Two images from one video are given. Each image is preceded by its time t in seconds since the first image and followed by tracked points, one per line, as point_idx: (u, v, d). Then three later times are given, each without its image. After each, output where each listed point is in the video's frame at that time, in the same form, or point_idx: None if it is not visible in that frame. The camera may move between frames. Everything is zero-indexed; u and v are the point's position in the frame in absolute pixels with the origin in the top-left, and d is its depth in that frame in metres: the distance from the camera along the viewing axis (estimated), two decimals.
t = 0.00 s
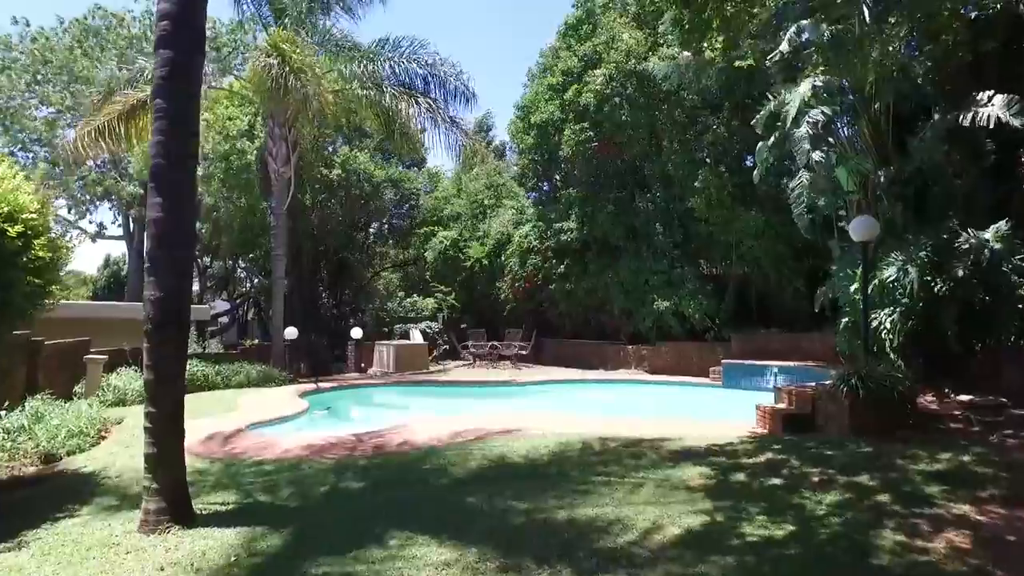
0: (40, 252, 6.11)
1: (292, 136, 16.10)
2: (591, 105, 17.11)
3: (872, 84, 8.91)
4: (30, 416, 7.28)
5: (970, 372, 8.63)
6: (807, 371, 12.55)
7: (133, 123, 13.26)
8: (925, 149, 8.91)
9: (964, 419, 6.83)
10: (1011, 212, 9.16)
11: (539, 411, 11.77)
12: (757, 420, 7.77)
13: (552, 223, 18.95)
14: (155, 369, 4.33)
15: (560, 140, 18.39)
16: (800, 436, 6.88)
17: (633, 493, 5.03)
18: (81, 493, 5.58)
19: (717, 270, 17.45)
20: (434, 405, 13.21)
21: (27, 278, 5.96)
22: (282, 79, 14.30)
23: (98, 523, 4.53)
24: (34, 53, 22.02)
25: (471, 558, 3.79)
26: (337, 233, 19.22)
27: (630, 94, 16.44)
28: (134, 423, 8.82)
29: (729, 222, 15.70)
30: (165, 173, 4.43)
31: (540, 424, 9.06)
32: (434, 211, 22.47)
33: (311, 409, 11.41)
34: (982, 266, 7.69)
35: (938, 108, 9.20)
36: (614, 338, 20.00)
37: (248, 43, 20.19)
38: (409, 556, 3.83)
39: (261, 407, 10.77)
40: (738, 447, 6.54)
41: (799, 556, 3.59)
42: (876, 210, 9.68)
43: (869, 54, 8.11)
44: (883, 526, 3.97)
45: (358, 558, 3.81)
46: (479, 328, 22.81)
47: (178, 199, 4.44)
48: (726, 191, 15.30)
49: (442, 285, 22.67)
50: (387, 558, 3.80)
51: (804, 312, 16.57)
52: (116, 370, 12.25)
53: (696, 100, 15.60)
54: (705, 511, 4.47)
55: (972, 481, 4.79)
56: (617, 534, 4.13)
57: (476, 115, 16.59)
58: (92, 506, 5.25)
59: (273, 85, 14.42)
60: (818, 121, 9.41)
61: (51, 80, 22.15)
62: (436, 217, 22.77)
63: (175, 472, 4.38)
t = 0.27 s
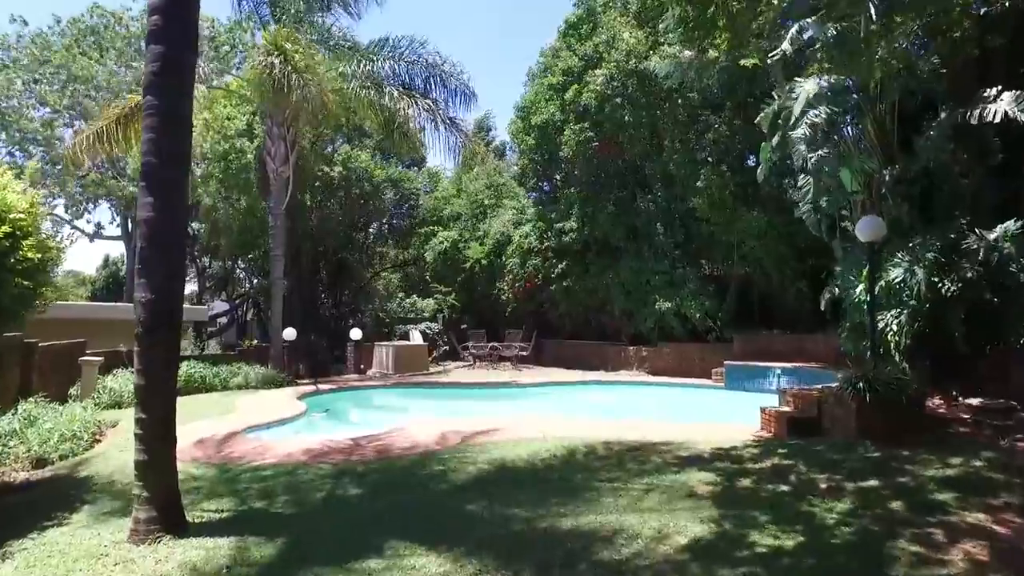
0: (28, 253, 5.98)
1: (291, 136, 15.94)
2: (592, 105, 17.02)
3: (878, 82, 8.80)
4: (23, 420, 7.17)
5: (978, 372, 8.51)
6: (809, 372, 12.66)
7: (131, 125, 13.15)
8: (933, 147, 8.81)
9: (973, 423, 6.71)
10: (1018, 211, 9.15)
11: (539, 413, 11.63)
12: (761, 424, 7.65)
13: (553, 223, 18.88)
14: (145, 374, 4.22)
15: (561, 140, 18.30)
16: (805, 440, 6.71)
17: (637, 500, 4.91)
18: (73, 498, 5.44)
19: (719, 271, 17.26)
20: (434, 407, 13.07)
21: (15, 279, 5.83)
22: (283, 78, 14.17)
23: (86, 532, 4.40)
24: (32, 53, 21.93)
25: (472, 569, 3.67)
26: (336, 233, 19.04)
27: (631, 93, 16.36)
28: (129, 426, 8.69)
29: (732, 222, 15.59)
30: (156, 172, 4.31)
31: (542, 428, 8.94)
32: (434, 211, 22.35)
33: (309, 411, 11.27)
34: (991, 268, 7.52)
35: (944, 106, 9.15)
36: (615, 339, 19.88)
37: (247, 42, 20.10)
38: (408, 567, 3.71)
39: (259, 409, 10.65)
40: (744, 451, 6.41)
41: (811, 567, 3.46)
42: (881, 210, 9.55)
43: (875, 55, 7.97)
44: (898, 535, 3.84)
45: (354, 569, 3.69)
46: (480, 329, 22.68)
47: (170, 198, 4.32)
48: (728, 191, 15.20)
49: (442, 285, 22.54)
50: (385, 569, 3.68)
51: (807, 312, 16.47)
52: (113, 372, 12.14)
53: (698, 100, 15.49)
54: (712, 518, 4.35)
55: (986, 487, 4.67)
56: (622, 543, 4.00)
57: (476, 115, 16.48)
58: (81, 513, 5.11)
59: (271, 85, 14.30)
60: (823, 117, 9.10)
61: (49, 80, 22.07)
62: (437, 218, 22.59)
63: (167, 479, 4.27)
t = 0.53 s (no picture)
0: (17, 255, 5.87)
1: (289, 135, 15.72)
2: (593, 104, 16.92)
3: (882, 82, 8.69)
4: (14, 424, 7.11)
5: (984, 376, 8.27)
6: (812, 375, 12.66)
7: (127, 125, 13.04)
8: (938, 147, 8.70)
9: (981, 428, 6.60)
10: None
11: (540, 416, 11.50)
12: (765, 428, 7.53)
13: (553, 223, 18.76)
14: (133, 380, 4.10)
15: (561, 140, 18.19)
16: (811, 444, 6.63)
17: (640, 507, 4.80)
18: (63, 505, 5.34)
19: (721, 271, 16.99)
20: (434, 409, 12.94)
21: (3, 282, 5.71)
22: (282, 78, 14.02)
23: (74, 542, 4.29)
24: (29, 52, 21.81)
25: None
26: (335, 233, 18.90)
27: (632, 92, 16.26)
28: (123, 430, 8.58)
29: (733, 223, 15.48)
30: (144, 172, 4.19)
31: (543, 431, 8.83)
32: (434, 211, 22.22)
33: (307, 414, 11.14)
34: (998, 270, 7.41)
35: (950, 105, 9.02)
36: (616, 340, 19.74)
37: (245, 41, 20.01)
38: None
39: (256, 411, 10.54)
40: (748, 456, 6.30)
41: None
42: (885, 210, 9.41)
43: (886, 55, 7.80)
44: (911, 546, 3.73)
45: None
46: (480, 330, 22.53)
47: (159, 198, 4.20)
48: (730, 191, 15.09)
49: (441, 286, 22.38)
50: None
51: (810, 313, 16.35)
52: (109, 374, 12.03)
53: (700, 99, 15.38)
54: (718, 527, 4.23)
55: (998, 495, 4.56)
56: (626, 554, 3.89)
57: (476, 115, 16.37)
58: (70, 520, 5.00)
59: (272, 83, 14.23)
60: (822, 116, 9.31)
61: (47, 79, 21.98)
62: (437, 218, 22.46)
63: (156, 488, 4.15)
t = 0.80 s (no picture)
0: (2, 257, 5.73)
1: (287, 135, 15.55)
2: (593, 102, 16.81)
3: (886, 81, 8.54)
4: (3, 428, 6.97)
5: (995, 381, 8.06)
6: (818, 378, 12.28)
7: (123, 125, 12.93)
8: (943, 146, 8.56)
9: (990, 432, 6.47)
10: None
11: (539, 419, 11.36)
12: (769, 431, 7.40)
13: (553, 223, 18.64)
14: (117, 386, 3.97)
15: (561, 140, 18.07)
16: (815, 449, 6.51)
17: (641, 516, 4.68)
18: (48, 512, 5.20)
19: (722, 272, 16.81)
20: (432, 412, 12.81)
21: None
22: (279, 78, 13.85)
23: (58, 553, 4.17)
24: (27, 52, 21.76)
25: None
26: (333, 233, 18.76)
27: (633, 90, 16.14)
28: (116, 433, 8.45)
29: (735, 222, 15.36)
30: (129, 171, 4.06)
31: (542, 434, 8.70)
32: (433, 211, 22.10)
33: (303, 417, 11.00)
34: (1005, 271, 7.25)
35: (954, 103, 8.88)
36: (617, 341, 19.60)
37: (243, 40, 19.91)
38: None
39: (252, 414, 10.41)
40: (751, 461, 6.17)
41: None
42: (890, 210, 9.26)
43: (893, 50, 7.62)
44: (921, 559, 3.60)
45: None
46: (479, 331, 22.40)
47: (144, 198, 4.07)
48: (731, 191, 14.96)
49: (441, 286, 22.24)
50: None
51: (812, 314, 16.22)
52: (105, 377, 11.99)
53: (701, 98, 15.29)
54: (722, 537, 4.11)
55: (1009, 503, 4.43)
56: (627, 565, 3.77)
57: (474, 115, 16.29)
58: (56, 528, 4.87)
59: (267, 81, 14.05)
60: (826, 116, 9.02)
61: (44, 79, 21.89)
62: (436, 218, 22.35)
63: (140, 498, 4.03)
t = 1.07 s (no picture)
0: None
1: (285, 133, 15.36)
2: (594, 100, 16.69)
3: (891, 78, 8.38)
4: None
5: (1003, 382, 7.95)
6: (819, 384, 11.99)
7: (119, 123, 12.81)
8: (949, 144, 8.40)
9: (1000, 437, 6.32)
10: None
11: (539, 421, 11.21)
12: (773, 434, 7.26)
13: (554, 223, 18.52)
14: (98, 389, 3.83)
15: (562, 138, 17.91)
16: (820, 454, 6.35)
17: (640, 524, 4.53)
18: (32, 519, 5.07)
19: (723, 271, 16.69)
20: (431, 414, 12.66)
21: None
22: (276, 75, 13.63)
23: (38, 563, 4.04)
24: (25, 51, 21.67)
25: None
26: (332, 232, 18.62)
27: (634, 89, 16.00)
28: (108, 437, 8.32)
29: (737, 222, 15.20)
30: (111, 168, 3.92)
31: (542, 437, 8.56)
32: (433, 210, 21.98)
33: (299, 419, 10.85)
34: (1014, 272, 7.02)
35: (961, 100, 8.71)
36: (618, 341, 19.45)
37: (241, 38, 19.79)
38: None
39: (249, 416, 10.28)
40: (754, 466, 6.02)
41: None
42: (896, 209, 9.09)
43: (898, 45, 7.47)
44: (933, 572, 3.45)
45: None
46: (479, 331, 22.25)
47: (126, 196, 3.94)
48: (732, 190, 14.80)
49: (441, 286, 22.10)
50: None
51: (815, 314, 16.06)
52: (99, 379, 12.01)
53: (702, 96, 15.14)
54: (724, 547, 3.96)
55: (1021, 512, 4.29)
56: None
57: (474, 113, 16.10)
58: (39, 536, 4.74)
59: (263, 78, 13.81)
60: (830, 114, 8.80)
61: (41, 77, 21.80)
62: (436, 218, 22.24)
63: (121, 507, 3.89)
